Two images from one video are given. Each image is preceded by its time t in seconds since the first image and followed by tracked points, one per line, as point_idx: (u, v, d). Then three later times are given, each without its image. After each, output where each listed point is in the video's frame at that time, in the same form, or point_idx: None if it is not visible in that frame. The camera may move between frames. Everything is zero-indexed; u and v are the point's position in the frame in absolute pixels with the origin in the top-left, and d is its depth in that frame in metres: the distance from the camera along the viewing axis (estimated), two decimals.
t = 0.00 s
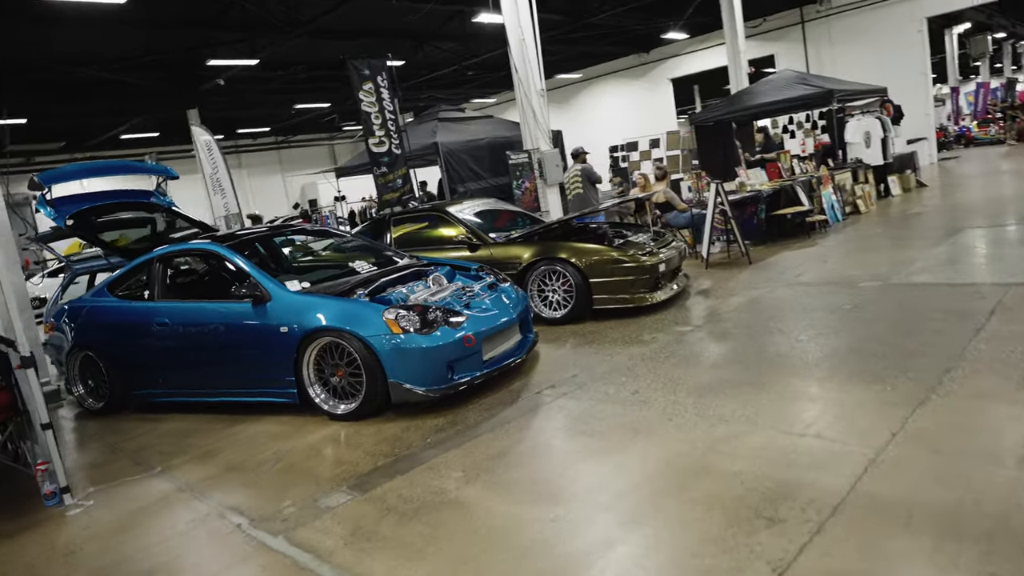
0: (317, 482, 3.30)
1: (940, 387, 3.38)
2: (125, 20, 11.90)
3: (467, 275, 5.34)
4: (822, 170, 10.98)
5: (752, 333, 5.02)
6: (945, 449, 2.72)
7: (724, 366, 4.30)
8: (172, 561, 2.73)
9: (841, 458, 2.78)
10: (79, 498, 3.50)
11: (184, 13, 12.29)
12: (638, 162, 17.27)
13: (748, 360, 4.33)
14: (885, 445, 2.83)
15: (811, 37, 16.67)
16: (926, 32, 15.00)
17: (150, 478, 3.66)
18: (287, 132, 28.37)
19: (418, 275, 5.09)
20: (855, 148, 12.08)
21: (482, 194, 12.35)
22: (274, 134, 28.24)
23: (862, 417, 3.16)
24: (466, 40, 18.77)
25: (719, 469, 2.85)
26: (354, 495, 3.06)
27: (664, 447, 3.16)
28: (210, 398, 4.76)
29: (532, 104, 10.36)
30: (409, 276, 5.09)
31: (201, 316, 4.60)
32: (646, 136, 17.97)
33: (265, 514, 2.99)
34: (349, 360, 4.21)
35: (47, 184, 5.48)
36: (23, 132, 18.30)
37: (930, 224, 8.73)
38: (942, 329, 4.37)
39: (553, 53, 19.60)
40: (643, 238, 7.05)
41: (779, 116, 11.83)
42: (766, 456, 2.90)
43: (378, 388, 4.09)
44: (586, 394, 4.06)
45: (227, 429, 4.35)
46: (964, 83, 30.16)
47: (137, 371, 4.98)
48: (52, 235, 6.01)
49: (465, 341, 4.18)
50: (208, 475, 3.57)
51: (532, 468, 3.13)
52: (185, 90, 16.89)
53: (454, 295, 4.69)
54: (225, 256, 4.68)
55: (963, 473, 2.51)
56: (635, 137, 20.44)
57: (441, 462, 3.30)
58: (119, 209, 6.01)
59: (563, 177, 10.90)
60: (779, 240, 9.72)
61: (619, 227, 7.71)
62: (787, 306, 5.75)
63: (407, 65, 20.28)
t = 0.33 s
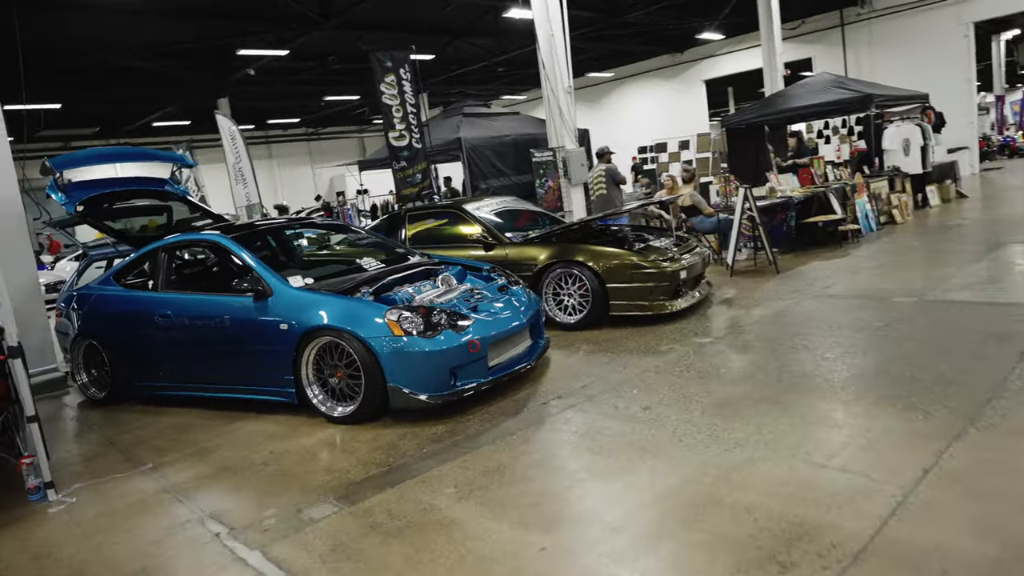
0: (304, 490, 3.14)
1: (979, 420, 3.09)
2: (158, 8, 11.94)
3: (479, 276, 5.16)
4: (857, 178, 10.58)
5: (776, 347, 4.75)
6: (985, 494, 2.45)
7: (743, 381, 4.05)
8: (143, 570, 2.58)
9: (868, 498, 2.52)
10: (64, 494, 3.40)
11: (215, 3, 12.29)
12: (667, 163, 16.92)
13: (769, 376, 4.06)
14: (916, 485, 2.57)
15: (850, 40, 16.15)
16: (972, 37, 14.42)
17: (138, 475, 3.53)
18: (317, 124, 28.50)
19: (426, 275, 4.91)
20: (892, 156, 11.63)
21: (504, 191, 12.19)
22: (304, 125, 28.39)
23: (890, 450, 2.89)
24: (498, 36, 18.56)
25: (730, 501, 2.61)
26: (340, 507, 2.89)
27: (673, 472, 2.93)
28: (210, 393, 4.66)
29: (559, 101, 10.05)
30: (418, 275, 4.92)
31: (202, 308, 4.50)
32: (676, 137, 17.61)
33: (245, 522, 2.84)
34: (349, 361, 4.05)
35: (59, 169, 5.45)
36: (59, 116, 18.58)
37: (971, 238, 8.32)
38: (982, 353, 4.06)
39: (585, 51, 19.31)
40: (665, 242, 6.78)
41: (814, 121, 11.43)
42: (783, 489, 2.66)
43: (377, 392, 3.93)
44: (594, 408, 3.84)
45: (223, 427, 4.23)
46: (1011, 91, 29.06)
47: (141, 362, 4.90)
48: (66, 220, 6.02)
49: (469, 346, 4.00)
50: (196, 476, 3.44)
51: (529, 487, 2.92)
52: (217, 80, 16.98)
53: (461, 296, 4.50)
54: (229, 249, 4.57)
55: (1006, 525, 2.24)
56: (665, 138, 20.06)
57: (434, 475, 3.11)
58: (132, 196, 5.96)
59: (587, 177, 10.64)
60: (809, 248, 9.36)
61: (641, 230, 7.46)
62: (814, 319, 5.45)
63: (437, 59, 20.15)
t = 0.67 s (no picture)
0: (290, 496, 3.00)
1: (1021, 455, 2.82)
2: None
3: (492, 276, 4.97)
4: (893, 185, 10.18)
5: (799, 361, 4.49)
6: None
7: (763, 397, 3.82)
8: None
9: (893, 540, 2.29)
10: (50, 487, 3.31)
11: None
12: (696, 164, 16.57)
13: (790, 394, 3.82)
14: (949, 529, 2.33)
15: (892, 43, 15.60)
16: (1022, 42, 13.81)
17: (127, 471, 3.43)
18: (347, 116, 28.58)
19: (436, 273, 4.75)
20: (932, 163, 11.18)
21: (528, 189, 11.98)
22: (335, 116, 28.49)
23: (920, 485, 2.65)
24: (530, 31, 18.33)
25: (739, 536, 2.40)
26: (324, 518, 2.74)
27: (680, 497, 2.72)
28: (210, 386, 4.55)
29: (587, 98, 9.74)
30: (427, 272, 4.76)
31: (203, 300, 4.39)
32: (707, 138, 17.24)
33: (224, 530, 2.71)
34: (348, 361, 3.91)
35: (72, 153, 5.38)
36: (94, 102, 18.83)
37: (1014, 252, 7.91)
38: None
39: (617, 48, 18.97)
40: (687, 246, 6.54)
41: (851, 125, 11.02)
42: (796, 525, 2.44)
43: (376, 394, 3.79)
44: (600, 420, 3.64)
45: (220, 423, 4.13)
46: None
47: (144, 351, 4.82)
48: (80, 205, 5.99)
49: (474, 350, 3.83)
50: (184, 475, 3.32)
51: (525, 506, 2.74)
52: (248, 70, 17.03)
53: (470, 297, 4.33)
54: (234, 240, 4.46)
55: None
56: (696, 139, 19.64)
57: (425, 488, 2.94)
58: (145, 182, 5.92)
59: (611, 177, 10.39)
60: (841, 257, 9.00)
61: (663, 233, 7.22)
62: (842, 333, 5.17)
63: (468, 54, 19.98)
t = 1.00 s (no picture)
0: (275, 500, 2.86)
1: None
2: None
3: (503, 275, 4.79)
4: (931, 192, 9.76)
5: (824, 375, 4.24)
6: None
7: (783, 413, 3.57)
8: None
9: None
10: (37, 479, 3.22)
11: None
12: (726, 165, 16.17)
13: (812, 411, 3.57)
14: None
15: (936, 45, 15.02)
16: None
17: (116, 465, 3.34)
18: (377, 108, 28.59)
19: (445, 270, 4.59)
20: (972, 170, 10.71)
21: (551, 185, 11.82)
22: (364, 108, 28.52)
23: (951, 522, 2.40)
24: (561, 26, 18.05)
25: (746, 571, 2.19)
26: (307, 527, 2.60)
27: (686, 522, 2.52)
28: (212, 378, 4.46)
29: (615, 93, 9.40)
30: (435, 269, 4.60)
31: (206, 291, 4.31)
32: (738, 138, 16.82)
33: (201, 534, 2.58)
34: (347, 358, 3.77)
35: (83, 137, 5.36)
36: (127, 88, 19.04)
37: None
38: None
39: (650, 44, 18.61)
40: (711, 249, 6.29)
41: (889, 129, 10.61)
42: (810, 559, 2.24)
43: (374, 394, 3.64)
44: (607, 431, 3.45)
45: (217, 418, 4.03)
46: None
47: (147, 341, 4.77)
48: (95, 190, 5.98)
49: (477, 353, 3.66)
50: (172, 472, 3.21)
51: (519, 523, 2.55)
52: (278, 59, 17.03)
53: (477, 296, 4.16)
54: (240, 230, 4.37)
55: None
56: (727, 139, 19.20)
57: (416, 498, 2.78)
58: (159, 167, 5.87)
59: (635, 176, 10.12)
60: (874, 265, 8.63)
61: (686, 234, 6.96)
62: (870, 346, 4.89)
63: (498, 47, 19.77)
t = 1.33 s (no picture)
0: (260, 502, 2.74)
1: None
2: None
3: (515, 274, 4.62)
4: (970, 198, 9.35)
5: (849, 388, 3.99)
6: None
7: (804, 429, 3.34)
8: None
9: None
10: (23, 471, 3.14)
11: None
12: (756, 165, 15.78)
13: (835, 428, 3.34)
14: None
15: (981, 45, 14.44)
16: None
17: (105, 459, 3.25)
18: (405, 101, 28.54)
19: (454, 267, 4.43)
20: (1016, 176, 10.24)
21: (574, 181, 11.62)
22: (392, 101, 28.50)
23: (984, 564, 2.18)
24: (592, 20, 17.75)
25: None
26: (288, 535, 2.47)
27: (690, 549, 2.33)
28: (212, 371, 4.37)
29: (642, 89, 9.13)
30: (444, 266, 4.45)
31: (208, 281, 4.22)
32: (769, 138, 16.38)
33: (179, 538, 2.46)
34: (346, 356, 3.63)
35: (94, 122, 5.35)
36: (158, 75, 19.24)
37: None
38: None
39: (681, 41, 18.23)
40: (735, 251, 6.03)
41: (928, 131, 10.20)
42: None
43: (372, 394, 3.50)
44: (613, 442, 3.26)
45: (215, 412, 3.93)
46: None
47: (150, 331, 4.70)
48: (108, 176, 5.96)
49: (481, 355, 3.50)
50: (160, 469, 3.11)
51: (511, 541, 2.39)
52: (306, 49, 17.04)
53: (485, 295, 4.00)
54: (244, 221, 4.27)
55: None
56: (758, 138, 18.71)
57: (405, 509, 2.63)
58: (171, 154, 5.83)
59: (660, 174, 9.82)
60: (907, 272, 8.27)
61: (709, 235, 6.72)
62: (900, 359, 4.62)
63: (528, 41, 19.53)
